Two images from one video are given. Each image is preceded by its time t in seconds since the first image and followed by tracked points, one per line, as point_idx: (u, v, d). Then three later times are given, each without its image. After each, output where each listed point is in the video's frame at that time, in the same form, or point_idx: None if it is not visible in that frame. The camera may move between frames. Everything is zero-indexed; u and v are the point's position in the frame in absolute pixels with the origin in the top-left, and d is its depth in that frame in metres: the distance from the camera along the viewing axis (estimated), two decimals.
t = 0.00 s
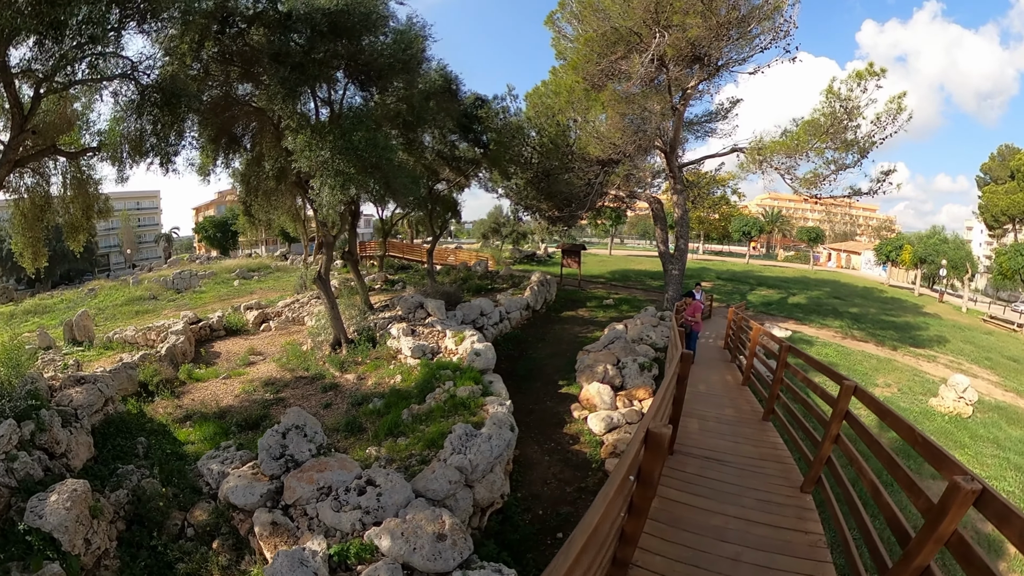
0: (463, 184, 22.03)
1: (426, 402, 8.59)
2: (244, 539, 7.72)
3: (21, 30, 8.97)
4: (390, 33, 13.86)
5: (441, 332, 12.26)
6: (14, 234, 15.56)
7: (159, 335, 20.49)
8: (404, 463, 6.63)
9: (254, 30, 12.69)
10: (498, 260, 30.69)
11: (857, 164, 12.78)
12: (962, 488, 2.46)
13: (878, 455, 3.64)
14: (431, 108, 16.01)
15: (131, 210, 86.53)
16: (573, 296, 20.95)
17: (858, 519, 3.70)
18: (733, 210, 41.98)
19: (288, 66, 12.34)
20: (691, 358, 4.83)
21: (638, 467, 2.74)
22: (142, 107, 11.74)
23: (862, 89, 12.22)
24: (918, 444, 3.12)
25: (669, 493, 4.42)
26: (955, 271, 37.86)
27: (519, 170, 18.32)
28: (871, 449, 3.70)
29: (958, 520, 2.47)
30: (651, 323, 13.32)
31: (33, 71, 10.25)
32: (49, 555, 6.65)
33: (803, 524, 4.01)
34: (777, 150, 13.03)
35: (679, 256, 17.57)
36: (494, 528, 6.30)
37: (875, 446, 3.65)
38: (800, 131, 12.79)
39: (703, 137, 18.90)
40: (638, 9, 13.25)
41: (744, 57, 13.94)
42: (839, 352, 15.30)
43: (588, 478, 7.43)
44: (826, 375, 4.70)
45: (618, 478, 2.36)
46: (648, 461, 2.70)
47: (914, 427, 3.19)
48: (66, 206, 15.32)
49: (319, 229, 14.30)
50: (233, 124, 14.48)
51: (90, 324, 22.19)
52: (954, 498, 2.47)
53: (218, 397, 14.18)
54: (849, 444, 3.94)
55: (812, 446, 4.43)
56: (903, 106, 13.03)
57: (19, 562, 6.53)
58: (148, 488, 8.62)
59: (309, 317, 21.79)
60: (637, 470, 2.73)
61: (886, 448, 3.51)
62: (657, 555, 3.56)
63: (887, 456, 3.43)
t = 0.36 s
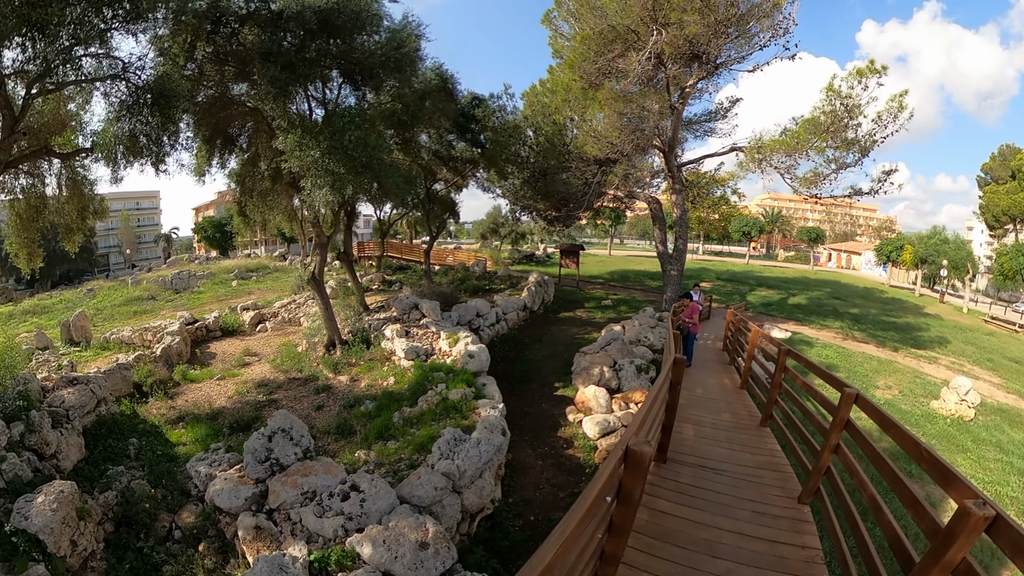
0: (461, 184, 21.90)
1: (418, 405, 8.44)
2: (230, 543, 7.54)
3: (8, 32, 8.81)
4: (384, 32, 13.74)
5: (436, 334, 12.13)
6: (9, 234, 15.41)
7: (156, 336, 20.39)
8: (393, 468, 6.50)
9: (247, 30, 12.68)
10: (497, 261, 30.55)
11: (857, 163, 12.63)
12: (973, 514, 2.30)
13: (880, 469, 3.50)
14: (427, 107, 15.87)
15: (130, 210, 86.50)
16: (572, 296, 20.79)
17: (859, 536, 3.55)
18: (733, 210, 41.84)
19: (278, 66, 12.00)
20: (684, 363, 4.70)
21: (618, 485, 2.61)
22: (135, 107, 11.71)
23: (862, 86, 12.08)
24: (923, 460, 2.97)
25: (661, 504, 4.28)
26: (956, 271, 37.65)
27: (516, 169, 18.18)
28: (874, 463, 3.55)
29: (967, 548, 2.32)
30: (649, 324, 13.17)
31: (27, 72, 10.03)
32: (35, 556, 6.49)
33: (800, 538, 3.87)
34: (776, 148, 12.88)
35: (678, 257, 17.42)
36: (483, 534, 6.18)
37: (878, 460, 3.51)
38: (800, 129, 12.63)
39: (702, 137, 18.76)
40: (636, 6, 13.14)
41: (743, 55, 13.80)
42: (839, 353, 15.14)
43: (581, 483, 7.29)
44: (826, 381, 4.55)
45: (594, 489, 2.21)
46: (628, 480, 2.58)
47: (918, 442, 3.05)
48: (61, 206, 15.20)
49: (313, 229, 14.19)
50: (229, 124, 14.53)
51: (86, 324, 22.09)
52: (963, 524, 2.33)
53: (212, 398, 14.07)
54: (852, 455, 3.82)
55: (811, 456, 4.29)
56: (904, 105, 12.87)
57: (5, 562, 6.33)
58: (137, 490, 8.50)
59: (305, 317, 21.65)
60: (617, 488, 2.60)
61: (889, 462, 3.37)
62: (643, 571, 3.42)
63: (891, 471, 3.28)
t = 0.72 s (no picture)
0: (459, 183, 21.71)
1: (413, 407, 8.27)
2: (218, 549, 7.37)
3: None
4: (381, 27, 13.59)
5: (432, 335, 11.94)
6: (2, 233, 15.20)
7: (152, 336, 20.23)
8: (386, 473, 6.32)
9: (241, 27, 12.49)
10: (496, 260, 30.36)
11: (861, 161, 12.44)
12: (1004, 539, 2.15)
13: (895, 482, 3.33)
14: (425, 105, 15.66)
15: (130, 210, 86.36)
16: (571, 296, 20.58)
17: (870, 552, 3.38)
18: (733, 210, 41.66)
19: (271, 61, 11.87)
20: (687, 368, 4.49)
21: (617, 507, 2.49)
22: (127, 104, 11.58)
23: (866, 83, 11.88)
24: (945, 476, 2.80)
25: (662, 516, 4.09)
26: (958, 271, 37.40)
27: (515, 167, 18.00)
28: (888, 474, 3.38)
29: None
30: (650, 325, 12.98)
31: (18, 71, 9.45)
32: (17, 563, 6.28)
33: (807, 551, 3.70)
34: (779, 146, 12.68)
35: (679, 256, 17.23)
36: (478, 542, 6.01)
37: (893, 472, 3.33)
38: (803, 127, 12.44)
39: (703, 136, 18.56)
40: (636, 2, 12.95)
41: (745, 52, 13.61)
42: (842, 354, 14.94)
43: (580, 488, 7.12)
44: (834, 384, 4.37)
45: (589, 521, 2.09)
46: (628, 500, 2.46)
47: (939, 455, 2.88)
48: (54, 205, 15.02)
49: (309, 228, 13.99)
50: (224, 123, 14.33)
51: (83, 324, 21.93)
52: (993, 551, 2.18)
53: (207, 399, 13.90)
54: (861, 464, 3.65)
55: (819, 463, 4.12)
56: (908, 102, 12.66)
57: None
58: (126, 493, 8.33)
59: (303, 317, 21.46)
60: (615, 511, 2.48)
61: (904, 474, 3.21)
62: None
63: (906, 484, 3.12)
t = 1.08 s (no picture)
0: (459, 181, 21.46)
1: (410, 412, 8.03)
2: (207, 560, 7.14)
3: None
4: (378, 21, 13.48)
5: (430, 336, 11.69)
6: None
7: (147, 337, 19.99)
8: (380, 481, 6.09)
9: (236, 21, 12.09)
10: (496, 259, 30.13)
11: (867, 159, 12.19)
12: None
13: (926, 500, 3.06)
14: (423, 101, 15.41)
15: (129, 210, 86.06)
16: (572, 296, 20.34)
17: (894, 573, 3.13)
18: (735, 209, 41.42)
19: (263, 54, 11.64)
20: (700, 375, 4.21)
21: (635, 548, 2.42)
22: (116, 99, 11.25)
23: (874, 79, 11.62)
24: (986, 497, 2.54)
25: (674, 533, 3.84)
26: (961, 271, 37.15)
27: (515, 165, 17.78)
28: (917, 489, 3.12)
29: None
30: (652, 325, 12.73)
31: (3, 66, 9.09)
32: None
33: (826, 570, 3.45)
34: (784, 143, 12.43)
35: (681, 255, 16.99)
36: (476, 554, 5.78)
37: (923, 488, 3.07)
38: (809, 123, 12.22)
39: (705, 133, 18.29)
40: None
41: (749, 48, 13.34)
42: (847, 355, 14.70)
43: (582, 496, 6.88)
44: (854, 392, 4.09)
45: None
46: (645, 541, 2.39)
47: (978, 472, 2.61)
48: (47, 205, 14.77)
49: (303, 226, 13.74)
50: (218, 119, 14.14)
51: (79, 324, 21.67)
52: None
53: (201, 401, 13.67)
54: (883, 476, 3.40)
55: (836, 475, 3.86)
56: (915, 98, 12.40)
57: None
58: (114, 500, 8.11)
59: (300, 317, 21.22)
60: (633, 552, 2.41)
61: (935, 491, 2.95)
62: None
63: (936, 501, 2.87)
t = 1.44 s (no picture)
0: (457, 180, 21.28)
1: (404, 415, 7.88)
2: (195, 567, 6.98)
3: None
4: (371, 17, 13.22)
5: (426, 337, 11.51)
6: None
7: (143, 337, 19.84)
8: (372, 488, 5.98)
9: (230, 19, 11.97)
10: (496, 259, 29.95)
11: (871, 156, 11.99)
12: None
13: (945, 519, 2.85)
14: (419, 99, 15.24)
15: (129, 211, 85.92)
16: (571, 296, 20.15)
17: None
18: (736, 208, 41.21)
19: (255, 51, 11.45)
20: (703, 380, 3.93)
21: None
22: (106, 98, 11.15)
23: (877, 75, 11.42)
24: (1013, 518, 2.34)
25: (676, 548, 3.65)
26: (962, 270, 36.91)
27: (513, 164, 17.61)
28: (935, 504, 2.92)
29: None
30: (653, 325, 12.54)
31: None
32: None
33: None
34: (787, 141, 12.23)
35: (682, 255, 16.81)
36: (470, 563, 5.62)
37: (941, 505, 2.87)
38: (812, 120, 12.03)
39: (705, 132, 18.11)
40: None
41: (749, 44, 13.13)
42: (850, 355, 14.50)
43: (581, 502, 6.70)
44: (866, 398, 3.90)
45: None
46: None
47: (1006, 492, 2.41)
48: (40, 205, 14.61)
49: (297, 226, 13.59)
50: (213, 118, 14.01)
51: (77, 325, 21.44)
52: None
53: (194, 403, 13.52)
54: (896, 488, 3.20)
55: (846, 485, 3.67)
56: (919, 94, 12.19)
57: None
58: (103, 505, 7.96)
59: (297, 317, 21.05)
60: None
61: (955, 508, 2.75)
62: None
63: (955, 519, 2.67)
